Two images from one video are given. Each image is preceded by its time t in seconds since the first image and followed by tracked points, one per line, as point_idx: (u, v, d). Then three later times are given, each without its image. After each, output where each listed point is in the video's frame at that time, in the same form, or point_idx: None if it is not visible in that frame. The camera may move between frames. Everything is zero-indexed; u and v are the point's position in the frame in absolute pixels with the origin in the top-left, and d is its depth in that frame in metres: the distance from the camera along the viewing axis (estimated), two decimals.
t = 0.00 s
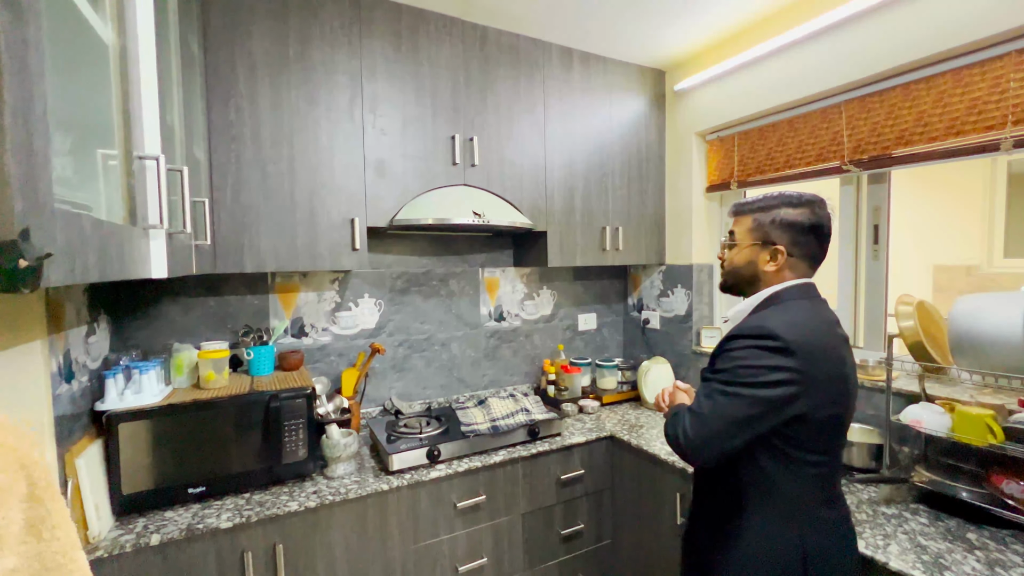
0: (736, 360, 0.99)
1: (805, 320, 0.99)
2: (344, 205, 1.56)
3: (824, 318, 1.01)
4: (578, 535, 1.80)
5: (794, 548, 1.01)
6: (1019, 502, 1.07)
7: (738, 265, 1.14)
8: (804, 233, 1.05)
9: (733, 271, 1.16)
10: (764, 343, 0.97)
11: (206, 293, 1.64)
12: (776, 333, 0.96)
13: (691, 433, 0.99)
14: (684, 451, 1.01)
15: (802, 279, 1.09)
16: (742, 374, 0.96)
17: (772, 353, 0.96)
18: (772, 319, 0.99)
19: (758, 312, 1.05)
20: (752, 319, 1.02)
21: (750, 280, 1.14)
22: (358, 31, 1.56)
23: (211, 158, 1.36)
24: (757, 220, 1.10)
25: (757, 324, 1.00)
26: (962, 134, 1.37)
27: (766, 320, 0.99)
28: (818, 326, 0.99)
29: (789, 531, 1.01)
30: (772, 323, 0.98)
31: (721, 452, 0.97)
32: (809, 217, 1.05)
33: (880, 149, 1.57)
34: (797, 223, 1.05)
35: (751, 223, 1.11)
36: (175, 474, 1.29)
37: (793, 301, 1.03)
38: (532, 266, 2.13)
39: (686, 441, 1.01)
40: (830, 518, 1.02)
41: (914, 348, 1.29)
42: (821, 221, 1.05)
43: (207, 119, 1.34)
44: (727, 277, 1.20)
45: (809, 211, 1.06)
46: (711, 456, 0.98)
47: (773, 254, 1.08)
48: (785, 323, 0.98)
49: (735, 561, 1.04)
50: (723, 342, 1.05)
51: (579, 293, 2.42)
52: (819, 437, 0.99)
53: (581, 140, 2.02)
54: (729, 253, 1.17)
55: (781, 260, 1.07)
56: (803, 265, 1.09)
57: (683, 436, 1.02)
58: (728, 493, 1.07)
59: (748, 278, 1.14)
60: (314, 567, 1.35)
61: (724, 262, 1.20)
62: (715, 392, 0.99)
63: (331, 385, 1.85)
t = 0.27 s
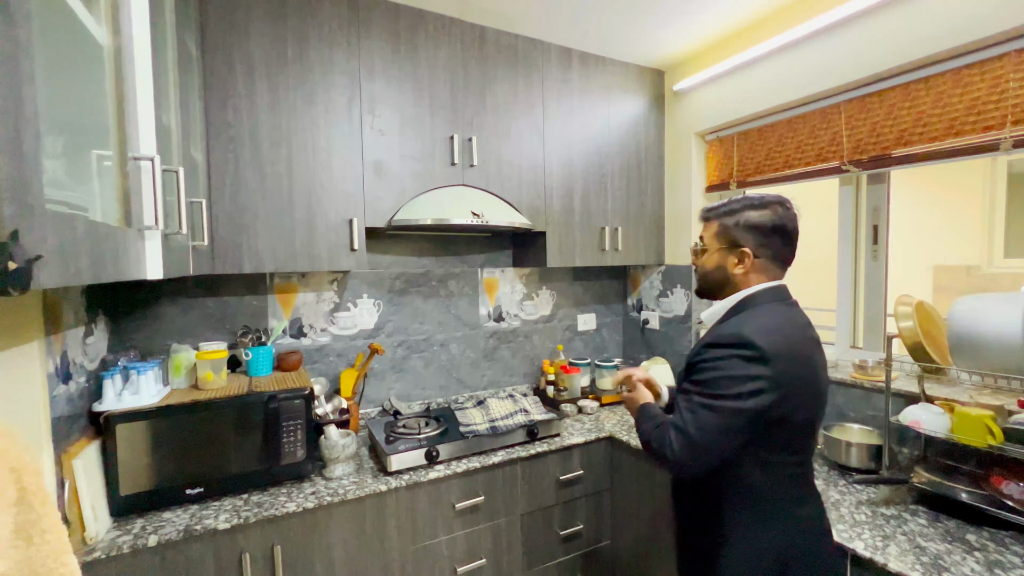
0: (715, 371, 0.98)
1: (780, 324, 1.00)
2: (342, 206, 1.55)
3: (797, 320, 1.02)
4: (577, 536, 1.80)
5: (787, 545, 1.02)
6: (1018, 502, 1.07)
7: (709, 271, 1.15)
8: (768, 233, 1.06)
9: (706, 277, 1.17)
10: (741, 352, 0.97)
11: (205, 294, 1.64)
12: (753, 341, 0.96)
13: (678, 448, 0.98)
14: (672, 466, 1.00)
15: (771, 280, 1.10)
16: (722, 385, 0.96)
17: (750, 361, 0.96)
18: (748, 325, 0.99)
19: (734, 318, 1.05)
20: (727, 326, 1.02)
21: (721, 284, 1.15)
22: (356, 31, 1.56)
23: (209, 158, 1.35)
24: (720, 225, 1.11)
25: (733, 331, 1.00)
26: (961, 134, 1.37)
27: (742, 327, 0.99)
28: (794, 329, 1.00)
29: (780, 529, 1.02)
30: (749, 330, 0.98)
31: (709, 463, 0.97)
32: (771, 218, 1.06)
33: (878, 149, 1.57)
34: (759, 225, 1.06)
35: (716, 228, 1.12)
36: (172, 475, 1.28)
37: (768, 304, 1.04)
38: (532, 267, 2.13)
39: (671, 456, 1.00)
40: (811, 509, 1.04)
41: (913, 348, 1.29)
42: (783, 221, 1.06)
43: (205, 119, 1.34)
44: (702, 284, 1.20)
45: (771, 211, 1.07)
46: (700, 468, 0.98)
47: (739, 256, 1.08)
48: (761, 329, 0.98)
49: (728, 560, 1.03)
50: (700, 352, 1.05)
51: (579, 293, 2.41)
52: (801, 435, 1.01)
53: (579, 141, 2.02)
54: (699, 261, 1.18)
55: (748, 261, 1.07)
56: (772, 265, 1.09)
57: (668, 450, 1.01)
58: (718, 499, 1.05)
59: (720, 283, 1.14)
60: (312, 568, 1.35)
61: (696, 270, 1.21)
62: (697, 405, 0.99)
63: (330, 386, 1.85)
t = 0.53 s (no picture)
0: (700, 390, 0.96)
1: (758, 336, 1.00)
2: (339, 204, 1.54)
3: (767, 325, 1.04)
4: (576, 536, 1.79)
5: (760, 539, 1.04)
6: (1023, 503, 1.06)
7: (672, 277, 1.17)
8: (716, 229, 1.08)
9: (673, 283, 1.18)
10: (725, 369, 0.96)
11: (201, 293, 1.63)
12: (737, 357, 0.95)
13: (668, 471, 0.96)
14: (661, 487, 0.98)
15: (729, 274, 1.11)
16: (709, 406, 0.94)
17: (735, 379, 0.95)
18: (729, 340, 0.98)
19: (710, 329, 1.03)
20: (707, 340, 1.01)
21: (686, 288, 1.16)
22: (353, 28, 1.55)
23: (205, 156, 1.34)
24: (669, 232, 1.14)
25: (715, 346, 0.98)
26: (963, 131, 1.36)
27: (723, 342, 0.98)
28: (767, 336, 1.01)
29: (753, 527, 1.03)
30: (731, 346, 0.97)
31: (697, 481, 0.96)
32: (713, 214, 1.08)
33: (880, 147, 1.56)
34: (703, 223, 1.09)
35: (666, 234, 1.15)
36: (168, 475, 1.27)
37: (738, 311, 1.05)
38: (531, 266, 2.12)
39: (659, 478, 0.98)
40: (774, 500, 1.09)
41: (915, 347, 1.27)
42: (725, 215, 1.09)
43: (201, 117, 1.33)
44: (671, 292, 1.22)
45: (712, 208, 1.11)
46: (689, 486, 0.97)
47: (693, 256, 1.10)
48: (741, 343, 0.98)
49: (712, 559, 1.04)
50: (681, 368, 1.02)
51: (578, 292, 2.40)
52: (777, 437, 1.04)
53: (579, 139, 2.01)
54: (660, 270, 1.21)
55: (703, 259, 1.09)
56: (726, 258, 1.10)
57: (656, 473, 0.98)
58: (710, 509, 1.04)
59: (686, 286, 1.15)
60: (309, 569, 1.34)
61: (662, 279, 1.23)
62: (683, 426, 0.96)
63: (328, 385, 1.84)
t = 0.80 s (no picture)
0: (683, 402, 0.95)
1: (729, 337, 1.02)
2: (336, 201, 1.53)
3: (736, 325, 1.06)
4: (575, 535, 1.77)
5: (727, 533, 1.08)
6: None
7: (634, 280, 1.15)
8: (669, 229, 1.07)
9: (636, 287, 1.16)
10: (705, 376, 0.96)
11: (197, 290, 1.62)
12: (714, 364, 0.96)
13: (657, 484, 0.95)
14: (651, 500, 0.97)
15: (689, 272, 1.11)
16: (693, 415, 0.94)
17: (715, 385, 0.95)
18: (705, 346, 0.98)
19: (683, 335, 1.03)
20: (683, 347, 1.00)
21: (648, 291, 1.15)
22: (350, 23, 1.54)
23: (200, 152, 1.33)
24: (625, 235, 1.13)
25: (692, 353, 0.98)
26: (964, 126, 1.35)
27: (699, 349, 0.98)
28: (737, 336, 1.03)
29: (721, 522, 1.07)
30: (708, 351, 0.97)
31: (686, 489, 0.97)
32: (666, 214, 1.07)
33: (881, 143, 1.55)
34: (658, 224, 1.07)
35: (623, 238, 1.13)
36: (162, 473, 1.26)
37: (707, 312, 1.06)
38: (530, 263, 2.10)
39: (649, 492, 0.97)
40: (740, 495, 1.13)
41: (916, 344, 1.26)
42: (678, 214, 1.08)
43: (196, 112, 1.32)
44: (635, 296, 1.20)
45: (663, 208, 1.09)
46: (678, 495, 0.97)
47: (652, 258, 1.08)
48: (715, 347, 0.98)
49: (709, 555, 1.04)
50: (659, 378, 1.01)
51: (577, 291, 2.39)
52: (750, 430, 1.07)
53: (577, 136, 2.00)
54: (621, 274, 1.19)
55: (662, 260, 1.08)
56: (683, 257, 1.09)
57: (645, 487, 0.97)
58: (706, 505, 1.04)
59: (649, 289, 1.14)
60: (304, 568, 1.33)
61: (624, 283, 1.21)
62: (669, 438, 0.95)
63: (325, 384, 1.83)
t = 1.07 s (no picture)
0: (668, 396, 0.96)
1: (705, 329, 1.03)
2: (334, 200, 1.53)
3: (710, 317, 1.08)
4: (574, 535, 1.77)
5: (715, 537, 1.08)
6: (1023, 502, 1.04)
7: (611, 282, 1.17)
8: (642, 230, 1.10)
9: (613, 289, 1.19)
10: (686, 369, 0.97)
11: (196, 290, 1.62)
12: (696, 356, 0.97)
13: (652, 481, 0.95)
14: (647, 500, 0.97)
15: (662, 272, 1.14)
16: (680, 409, 0.95)
17: (697, 377, 0.96)
18: (684, 339, 0.99)
19: (661, 331, 1.04)
20: (661, 342, 1.01)
21: (625, 292, 1.18)
22: (348, 23, 1.54)
23: (198, 151, 1.33)
24: (599, 238, 1.15)
25: (672, 347, 0.99)
26: (963, 126, 1.35)
27: (680, 342, 0.99)
28: (713, 328, 1.05)
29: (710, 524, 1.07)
30: (687, 345, 0.98)
31: (681, 485, 0.97)
32: (637, 216, 1.10)
33: (879, 143, 1.55)
34: (630, 227, 1.10)
35: (596, 242, 1.15)
36: (160, 472, 1.26)
37: (682, 307, 1.09)
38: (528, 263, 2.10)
39: (645, 492, 0.96)
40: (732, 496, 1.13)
41: (914, 344, 1.26)
42: (648, 216, 1.12)
43: (195, 112, 1.32)
44: (612, 299, 1.22)
45: (632, 210, 1.13)
46: (672, 491, 0.97)
47: (627, 259, 1.11)
48: (695, 340, 1.00)
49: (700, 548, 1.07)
50: (643, 375, 1.01)
51: (576, 290, 2.39)
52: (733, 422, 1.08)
53: (576, 135, 2.00)
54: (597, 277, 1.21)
55: (637, 260, 1.10)
56: (657, 258, 1.12)
57: (640, 487, 0.96)
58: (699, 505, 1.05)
59: (625, 291, 1.16)
60: (302, 568, 1.33)
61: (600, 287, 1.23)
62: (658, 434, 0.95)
63: (324, 383, 1.83)
